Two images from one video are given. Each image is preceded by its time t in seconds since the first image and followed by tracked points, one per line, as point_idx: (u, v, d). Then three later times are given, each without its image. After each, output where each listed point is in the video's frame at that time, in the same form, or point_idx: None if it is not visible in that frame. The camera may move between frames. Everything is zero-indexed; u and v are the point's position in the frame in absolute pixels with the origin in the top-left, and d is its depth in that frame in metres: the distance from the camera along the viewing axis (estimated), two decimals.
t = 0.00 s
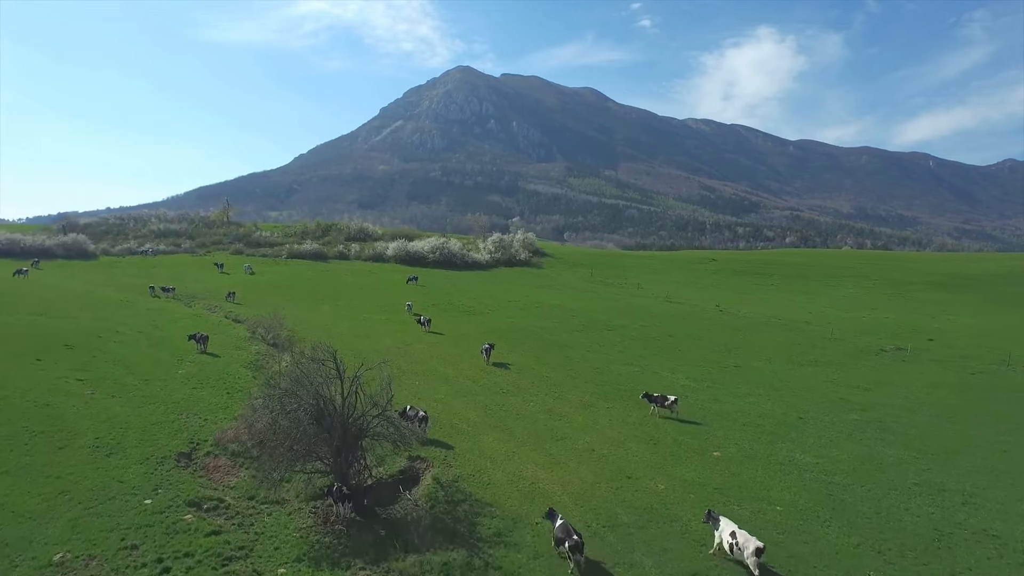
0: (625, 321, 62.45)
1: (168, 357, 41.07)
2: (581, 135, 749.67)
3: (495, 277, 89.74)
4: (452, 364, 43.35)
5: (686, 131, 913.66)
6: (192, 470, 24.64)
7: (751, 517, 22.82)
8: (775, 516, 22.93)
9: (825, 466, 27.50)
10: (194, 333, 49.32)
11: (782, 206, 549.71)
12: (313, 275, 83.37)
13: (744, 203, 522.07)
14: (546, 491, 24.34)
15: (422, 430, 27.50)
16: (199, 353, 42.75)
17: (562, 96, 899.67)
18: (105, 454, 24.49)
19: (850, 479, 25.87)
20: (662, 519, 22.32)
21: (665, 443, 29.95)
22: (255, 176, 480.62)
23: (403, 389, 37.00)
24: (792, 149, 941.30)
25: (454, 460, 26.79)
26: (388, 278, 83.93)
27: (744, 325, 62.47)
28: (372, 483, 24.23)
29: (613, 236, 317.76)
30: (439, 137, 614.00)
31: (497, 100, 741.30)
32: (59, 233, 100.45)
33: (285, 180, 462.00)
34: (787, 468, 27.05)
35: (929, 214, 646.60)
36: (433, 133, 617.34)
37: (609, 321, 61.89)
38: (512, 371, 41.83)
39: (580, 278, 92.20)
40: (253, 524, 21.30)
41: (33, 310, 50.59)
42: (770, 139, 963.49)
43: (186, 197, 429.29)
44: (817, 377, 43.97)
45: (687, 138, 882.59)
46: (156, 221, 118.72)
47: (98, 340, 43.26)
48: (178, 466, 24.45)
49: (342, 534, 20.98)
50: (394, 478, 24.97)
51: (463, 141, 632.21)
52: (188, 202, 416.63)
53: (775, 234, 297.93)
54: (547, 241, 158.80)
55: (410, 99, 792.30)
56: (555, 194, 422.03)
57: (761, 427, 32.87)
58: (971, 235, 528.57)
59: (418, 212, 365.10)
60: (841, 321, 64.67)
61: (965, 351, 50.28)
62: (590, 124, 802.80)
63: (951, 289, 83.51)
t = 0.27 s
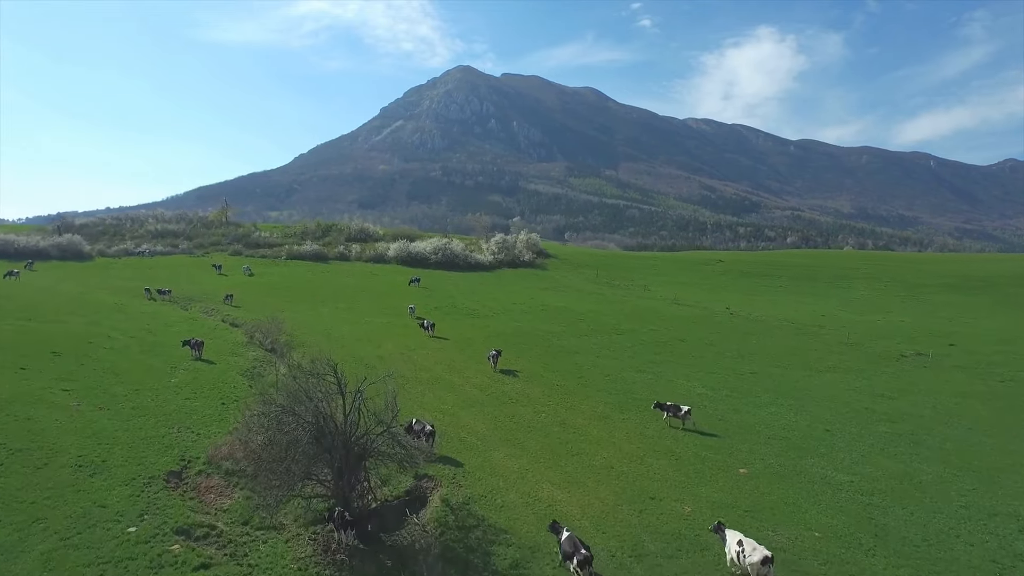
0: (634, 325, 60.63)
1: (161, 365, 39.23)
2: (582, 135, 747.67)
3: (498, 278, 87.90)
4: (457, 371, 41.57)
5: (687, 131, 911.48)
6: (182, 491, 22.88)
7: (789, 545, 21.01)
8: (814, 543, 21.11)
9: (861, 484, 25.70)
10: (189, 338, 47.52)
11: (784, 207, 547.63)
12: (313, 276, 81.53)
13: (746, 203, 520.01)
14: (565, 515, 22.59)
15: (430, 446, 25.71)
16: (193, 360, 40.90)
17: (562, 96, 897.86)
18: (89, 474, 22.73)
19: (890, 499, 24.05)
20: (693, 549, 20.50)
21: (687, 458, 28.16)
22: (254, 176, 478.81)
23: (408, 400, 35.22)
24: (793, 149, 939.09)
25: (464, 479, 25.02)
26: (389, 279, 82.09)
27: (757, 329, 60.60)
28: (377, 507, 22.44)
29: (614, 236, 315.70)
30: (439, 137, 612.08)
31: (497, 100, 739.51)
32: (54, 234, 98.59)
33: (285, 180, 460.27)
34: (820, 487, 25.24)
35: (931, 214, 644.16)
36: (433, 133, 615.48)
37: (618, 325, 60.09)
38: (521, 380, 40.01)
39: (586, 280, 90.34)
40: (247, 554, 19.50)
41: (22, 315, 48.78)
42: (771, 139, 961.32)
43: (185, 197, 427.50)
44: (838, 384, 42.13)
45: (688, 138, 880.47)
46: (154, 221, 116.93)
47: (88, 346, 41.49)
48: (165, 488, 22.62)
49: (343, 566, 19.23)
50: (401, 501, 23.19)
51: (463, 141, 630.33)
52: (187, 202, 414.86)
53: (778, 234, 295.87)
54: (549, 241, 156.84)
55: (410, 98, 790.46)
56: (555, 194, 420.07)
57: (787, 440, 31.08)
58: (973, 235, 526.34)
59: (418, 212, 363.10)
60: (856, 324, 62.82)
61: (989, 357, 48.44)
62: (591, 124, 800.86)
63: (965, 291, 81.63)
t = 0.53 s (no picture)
0: (643, 329, 58.84)
1: (153, 373, 37.49)
2: (582, 135, 745.77)
3: (502, 280, 86.12)
4: (463, 379, 39.75)
5: (688, 131, 909.40)
6: (168, 516, 21.18)
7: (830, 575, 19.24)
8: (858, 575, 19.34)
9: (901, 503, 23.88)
10: (183, 343, 45.70)
11: (784, 207, 545.70)
12: (313, 278, 79.68)
13: (747, 203, 518.02)
14: (585, 544, 20.96)
15: (438, 465, 24.02)
16: (188, 368, 39.15)
17: (563, 96, 896.09)
18: (67, 498, 20.98)
19: (934, 523, 22.31)
20: None
21: (712, 477, 26.41)
22: (253, 176, 476.98)
23: (413, 412, 33.50)
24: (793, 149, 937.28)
25: (475, 501, 23.33)
26: (390, 281, 80.28)
27: (770, 333, 58.77)
28: (380, 534, 20.77)
29: (615, 236, 313.83)
30: (439, 137, 610.22)
31: (497, 100, 737.69)
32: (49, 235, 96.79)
33: (284, 179, 458.51)
34: (857, 508, 23.50)
35: (931, 214, 642.77)
36: (433, 133, 613.65)
37: (627, 329, 58.34)
38: (530, 389, 38.23)
39: (591, 281, 88.49)
40: None
41: (11, 320, 47.04)
42: (771, 139, 960.42)
43: (184, 197, 426.07)
44: (861, 393, 40.35)
45: (689, 138, 878.75)
46: (151, 222, 115.11)
47: (76, 353, 39.65)
48: (151, 514, 20.90)
49: None
50: (407, 527, 21.55)
51: (463, 141, 628.44)
52: (186, 202, 413.19)
53: (778, 234, 294.04)
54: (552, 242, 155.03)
55: (410, 98, 788.71)
56: (556, 194, 418.27)
57: (816, 454, 29.32)
58: (973, 235, 524.17)
59: (418, 212, 361.39)
60: (872, 327, 60.98)
61: (1014, 363, 46.65)
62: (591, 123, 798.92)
63: (980, 293, 79.77)
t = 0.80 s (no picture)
0: (650, 333, 57.38)
1: (145, 380, 35.97)
2: (582, 135, 744.09)
3: (504, 281, 84.63)
4: (468, 388, 38.19)
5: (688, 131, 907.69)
6: (155, 542, 19.71)
7: None
8: None
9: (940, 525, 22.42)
10: (177, 349, 44.12)
11: (785, 206, 544.21)
12: (312, 280, 78.15)
13: (747, 202, 516.44)
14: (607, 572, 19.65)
15: (446, 486, 22.59)
16: (181, 375, 37.65)
17: (563, 95, 894.42)
18: (44, 525, 19.50)
19: (978, 548, 20.87)
20: None
21: (734, 495, 25.00)
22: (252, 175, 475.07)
23: (416, 423, 32.03)
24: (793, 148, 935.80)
25: (485, 524, 21.91)
26: (391, 283, 78.75)
27: (782, 337, 57.19)
28: (384, 562, 19.34)
29: (616, 236, 312.21)
30: (439, 136, 608.57)
31: (497, 100, 736.08)
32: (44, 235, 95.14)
33: (284, 179, 456.72)
34: (893, 531, 22.06)
35: (932, 214, 641.41)
36: (433, 133, 612.01)
37: (634, 333, 56.88)
38: (537, 398, 36.79)
39: (595, 283, 86.86)
40: None
41: None
42: (771, 138, 958.93)
43: (183, 197, 424.34)
44: (881, 400, 38.92)
45: (690, 138, 877.20)
46: (148, 222, 113.51)
47: (64, 360, 38.05)
48: (136, 542, 19.44)
49: None
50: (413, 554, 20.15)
51: (463, 140, 626.74)
52: (185, 202, 411.45)
53: (779, 234, 292.57)
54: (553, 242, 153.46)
55: (410, 98, 786.86)
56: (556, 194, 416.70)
57: (842, 467, 27.85)
58: (974, 235, 522.67)
59: (417, 212, 359.68)
60: (885, 331, 59.52)
61: None
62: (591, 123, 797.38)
63: (992, 295, 78.36)
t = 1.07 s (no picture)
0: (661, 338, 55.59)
1: (136, 390, 34.14)
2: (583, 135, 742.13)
3: (508, 283, 82.84)
4: (476, 398, 36.43)
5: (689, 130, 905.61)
6: None
7: None
8: None
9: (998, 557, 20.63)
10: (172, 356, 42.35)
11: (785, 207, 542.50)
12: (311, 282, 76.30)
13: (748, 202, 514.68)
14: None
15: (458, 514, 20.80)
16: (174, 385, 35.81)
17: (563, 95, 892.53)
18: (14, 562, 17.72)
19: None
20: None
21: (766, 520, 23.19)
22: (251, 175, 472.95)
23: (422, 438, 30.20)
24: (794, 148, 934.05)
25: (500, 556, 20.12)
26: (392, 285, 76.92)
27: (797, 342, 55.51)
28: None
29: (617, 236, 310.35)
30: (439, 136, 606.64)
31: (497, 100, 734.30)
32: (38, 236, 93.19)
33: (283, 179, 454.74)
34: (945, 563, 20.28)
35: (933, 214, 639.51)
36: (433, 133, 610.19)
37: (644, 338, 55.10)
38: (549, 409, 35.01)
39: (601, 285, 85.12)
40: None
41: None
42: (772, 138, 957.36)
43: (181, 196, 422.38)
44: (908, 409, 37.18)
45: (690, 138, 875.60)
46: (145, 222, 111.56)
47: (52, 368, 36.24)
48: None
49: None
50: None
51: (463, 140, 624.78)
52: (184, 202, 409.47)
53: (781, 234, 290.94)
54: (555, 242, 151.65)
55: (410, 97, 784.81)
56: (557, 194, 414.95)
57: (880, 486, 26.04)
58: (975, 235, 520.97)
59: (417, 212, 357.73)
60: (902, 335, 57.81)
61: None
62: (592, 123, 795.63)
63: (1007, 298, 76.71)
